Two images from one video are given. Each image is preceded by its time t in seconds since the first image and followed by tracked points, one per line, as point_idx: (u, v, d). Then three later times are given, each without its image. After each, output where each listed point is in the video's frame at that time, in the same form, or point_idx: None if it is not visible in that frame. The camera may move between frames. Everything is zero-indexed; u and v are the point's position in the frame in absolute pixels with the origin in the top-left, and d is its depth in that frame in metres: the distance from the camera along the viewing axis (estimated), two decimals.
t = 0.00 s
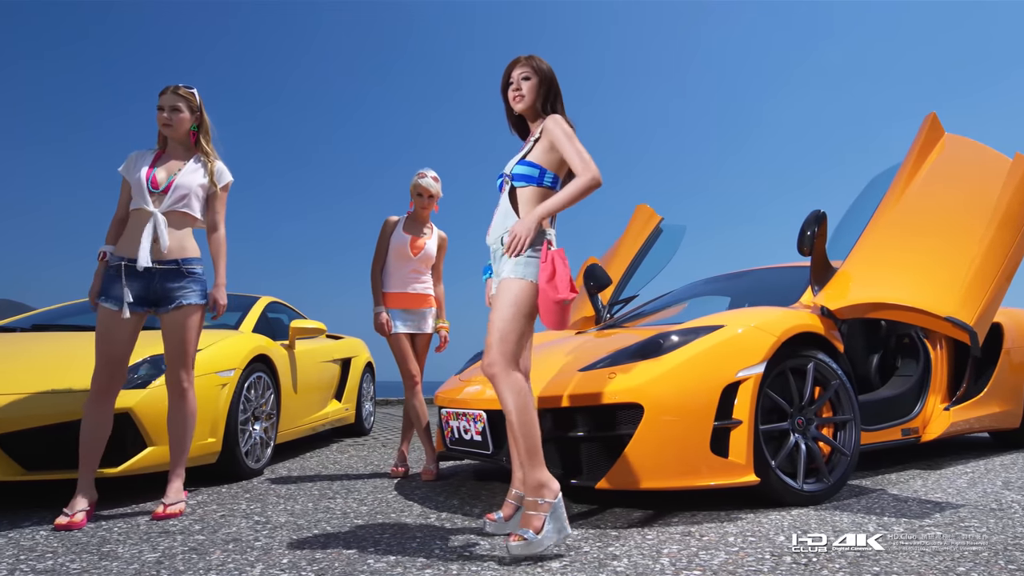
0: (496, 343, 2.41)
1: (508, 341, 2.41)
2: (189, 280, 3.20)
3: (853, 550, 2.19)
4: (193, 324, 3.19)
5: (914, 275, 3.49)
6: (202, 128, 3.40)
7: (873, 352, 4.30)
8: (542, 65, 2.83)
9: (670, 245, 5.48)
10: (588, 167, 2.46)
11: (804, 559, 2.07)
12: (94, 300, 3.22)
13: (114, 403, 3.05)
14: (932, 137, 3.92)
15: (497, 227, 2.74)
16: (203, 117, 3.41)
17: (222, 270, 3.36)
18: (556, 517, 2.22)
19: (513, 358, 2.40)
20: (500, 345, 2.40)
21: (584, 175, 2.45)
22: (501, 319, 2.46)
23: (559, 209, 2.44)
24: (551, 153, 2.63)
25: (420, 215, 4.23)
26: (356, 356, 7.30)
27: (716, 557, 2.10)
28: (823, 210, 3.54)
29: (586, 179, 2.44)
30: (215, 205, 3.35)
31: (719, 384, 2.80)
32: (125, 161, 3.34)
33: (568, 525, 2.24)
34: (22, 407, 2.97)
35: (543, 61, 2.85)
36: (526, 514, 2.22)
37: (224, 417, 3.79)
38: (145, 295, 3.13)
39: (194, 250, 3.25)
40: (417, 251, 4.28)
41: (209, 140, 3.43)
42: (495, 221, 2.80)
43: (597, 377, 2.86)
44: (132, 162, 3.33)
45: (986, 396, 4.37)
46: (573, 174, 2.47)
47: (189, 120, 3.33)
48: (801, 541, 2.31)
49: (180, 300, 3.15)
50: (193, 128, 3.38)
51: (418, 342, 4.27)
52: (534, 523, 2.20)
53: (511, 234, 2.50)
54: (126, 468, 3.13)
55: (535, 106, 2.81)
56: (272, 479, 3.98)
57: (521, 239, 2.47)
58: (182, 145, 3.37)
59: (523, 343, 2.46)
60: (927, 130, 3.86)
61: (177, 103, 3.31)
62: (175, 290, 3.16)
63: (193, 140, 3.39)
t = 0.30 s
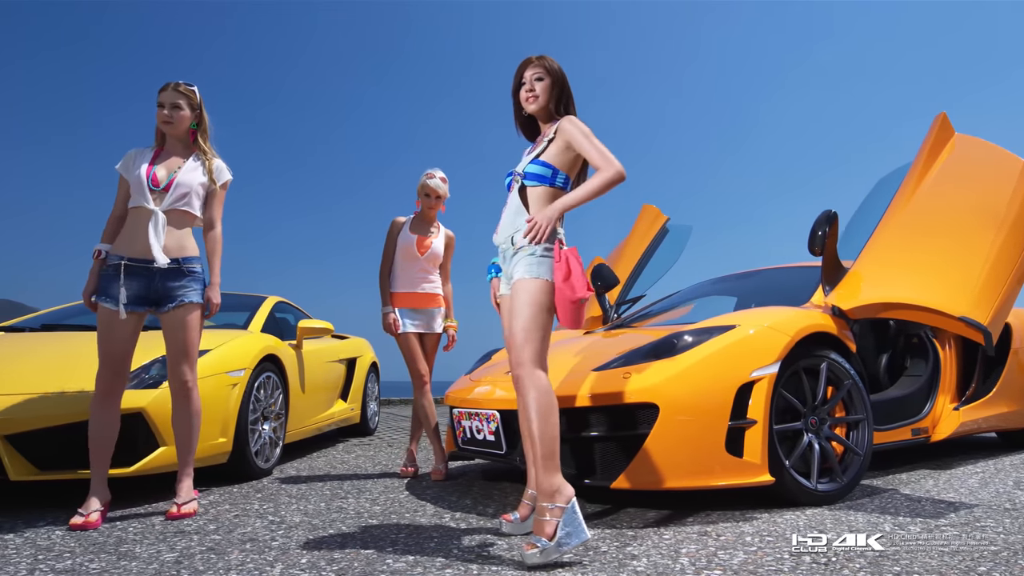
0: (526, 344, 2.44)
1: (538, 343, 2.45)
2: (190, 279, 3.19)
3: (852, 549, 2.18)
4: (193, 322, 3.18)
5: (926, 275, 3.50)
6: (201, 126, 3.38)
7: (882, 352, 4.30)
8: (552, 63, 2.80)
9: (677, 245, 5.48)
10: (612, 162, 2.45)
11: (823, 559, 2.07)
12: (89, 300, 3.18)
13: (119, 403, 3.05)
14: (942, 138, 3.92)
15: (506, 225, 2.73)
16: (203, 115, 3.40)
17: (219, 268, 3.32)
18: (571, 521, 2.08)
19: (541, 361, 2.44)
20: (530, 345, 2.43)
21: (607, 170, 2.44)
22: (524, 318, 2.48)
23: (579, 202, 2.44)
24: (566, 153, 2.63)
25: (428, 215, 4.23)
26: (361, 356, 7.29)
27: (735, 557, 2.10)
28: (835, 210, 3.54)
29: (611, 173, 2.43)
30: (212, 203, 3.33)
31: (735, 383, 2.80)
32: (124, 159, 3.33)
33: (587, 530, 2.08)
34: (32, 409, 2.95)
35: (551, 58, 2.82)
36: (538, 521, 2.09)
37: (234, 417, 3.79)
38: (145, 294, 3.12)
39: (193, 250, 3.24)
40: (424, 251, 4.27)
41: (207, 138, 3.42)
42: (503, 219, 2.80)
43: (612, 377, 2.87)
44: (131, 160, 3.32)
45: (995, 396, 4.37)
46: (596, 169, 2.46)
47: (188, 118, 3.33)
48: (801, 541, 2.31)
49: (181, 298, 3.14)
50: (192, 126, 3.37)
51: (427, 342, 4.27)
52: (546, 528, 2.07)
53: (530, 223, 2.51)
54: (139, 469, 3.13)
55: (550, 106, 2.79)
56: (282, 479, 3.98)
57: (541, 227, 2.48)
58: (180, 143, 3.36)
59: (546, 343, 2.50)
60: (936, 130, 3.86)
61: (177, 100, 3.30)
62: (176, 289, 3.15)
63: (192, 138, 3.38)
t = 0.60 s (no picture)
0: (545, 347, 2.47)
1: (556, 346, 2.48)
2: (192, 279, 3.17)
3: (853, 549, 2.19)
4: (194, 321, 3.14)
5: (937, 275, 3.50)
6: (201, 125, 3.37)
7: (891, 352, 4.30)
8: (561, 61, 2.77)
9: (683, 245, 5.48)
10: (633, 155, 2.46)
11: (843, 559, 2.07)
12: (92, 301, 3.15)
13: (126, 404, 3.04)
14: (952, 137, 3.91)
15: (519, 225, 2.72)
16: (203, 115, 3.39)
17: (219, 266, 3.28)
18: (591, 522, 2.08)
19: (560, 365, 2.47)
20: (548, 348, 2.46)
21: (629, 163, 2.45)
22: (542, 319, 2.51)
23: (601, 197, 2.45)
24: (580, 152, 2.62)
25: (434, 215, 4.22)
26: (366, 356, 7.28)
27: (754, 556, 2.10)
28: (846, 210, 3.54)
29: (632, 166, 2.45)
30: (214, 201, 3.31)
31: (749, 382, 2.80)
32: (122, 158, 3.30)
33: (607, 531, 2.09)
34: (45, 408, 2.96)
35: (561, 55, 2.79)
36: (557, 522, 2.09)
37: (245, 417, 3.79)
38: (147, 294, 3.09)
39: (195, 250, 3.23)
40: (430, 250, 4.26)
41: (206, 137, 3.40)
42: (516, 219, 2.79)
43: (627, 377, 2.89)
44: (129, 160, 3.28)
45: (1004, 396, 4.37)
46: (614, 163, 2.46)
47: (189, 116, 3.31)
48: (801, 541, 2.32)
49: (183, 298, 3.12)
50: (192, 125, 3.35)
51: (435, 342, 4.26)
52: (565, 529, 2.07)
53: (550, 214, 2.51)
54: (152, 468, 3.11)
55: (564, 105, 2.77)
56: (293, 479, 3.98)
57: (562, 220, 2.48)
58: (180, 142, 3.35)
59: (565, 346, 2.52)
60: (947, 129, 3.86)
61: (179, 99, 3.28)
62: (178, 288, 3.12)
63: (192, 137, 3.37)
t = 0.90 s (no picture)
0: (560, 347, 2.47)
1: (572, 346, 2.48)
2: (198, 280, 3.17)
3: (867, 549, 2.18)
4: (195, 322, 3.12)
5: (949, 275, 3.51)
6: (204, 124, 3.32)
7: (900, 352, 4.30)
8: (572, 61, 2.75)
9: (689, 245, 5.48)
10: (650, 152, 2.49)
11: (862, 559, 2.06)
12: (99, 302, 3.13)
13: (136, 404, 3.03)
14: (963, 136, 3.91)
15: (533, 224, 2.72)
16: (206, 114, 3.35)
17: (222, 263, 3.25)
18: (609, 521, 2.08)
19: (576, 365, 2.47)
20: (564, 347, 2.46)
21: (647, 160, 2.48)
22: (557, 318, 2.51)
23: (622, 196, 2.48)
24: (597, 152, 2.63)
25: (441, 215, 4.22)
26: (371, 356, 7.28)
27: (773, 556, 2.10)
28: (856, 210, 3.54)
29: (651, 163, 2.48)
30: (218, 200, 3.30)
31: (764, 382, 2.81)
32: (124, 159, 3.26)
33: (625, 531, 2.09)
34: (59, 407, 2.96)
35: (571, 55, 2.77)
36: (575, 521, 2.09)
37: (255, 417, 3.79)
38: (154, 294, 3.08)
39: (200, 250, 3.22)
40: (437, 249, 4.25)
41: (209, 136, 3.36)
42: (529, 219, 2.78)
43: (642, 377, 2.89)
44: (133, 160, 3.25)
45: (1013, 396, 4.37)
46: (633, 161, 2.49)
47: (193, 116, 3.27)
48: (800, 541, 2.32)
49: (190, 299, 3.11)
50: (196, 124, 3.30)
51: (443, 342, 4.25)
52: (583, 527, 2.07)
53: (569, 211, 2.59)
54: (165, 468, 3.10)
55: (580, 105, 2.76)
56: (303, 479, 3.99)
57: (581, 217, 2.56)
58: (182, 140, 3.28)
59: (580, 345, 2.53)
60: (959, 129, 3.86)
61: (183, 98, 3.24)
62: (186, 288, 3.13)
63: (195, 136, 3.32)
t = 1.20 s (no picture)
0: (575, 347, 2.47)
1: (587, 346, 2.48)
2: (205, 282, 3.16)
3: (886, 548, 2.18)
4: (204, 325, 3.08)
5: (959, 276, 3.52)
6: (209, 124, 3.30)
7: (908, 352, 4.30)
8: (585, 63, 2.75)
9: (695, 245, 5.48)
10: (664, 155, 2.51)
11: (881, 558, 2.07)
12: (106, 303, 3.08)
13: (146, 405, 3.01)
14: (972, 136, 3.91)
15: (546, 225, 2.72)
16: (211, 115, 3.34)
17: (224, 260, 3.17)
18: (626, 520, 2.08)
19: (591, 364, 2.47)
20: (578, 347, 2.46)
21: (662, 164, 2.50)
22: (571, 318, 2.52)
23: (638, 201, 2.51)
24: (614, 155, 2.64)
25: (447, 215, 4.21)
26: (375, 355, 7.28)
27: (792, 555, 2.11)
28: (867, 210, 3.54)
29: (665, 166, 2.50)
30: (225, 200, 3.28)
31: (778, 382, 2.81)
32: (130, 160, 3.24)
33: (644, 529, 2.08)
34: (72, 407, 2.96)
35: (585, 57, 2.77)
36: (594, 521, 2.09)
37: (266, 417, 3.79)
38: (162, 295, 3.06)
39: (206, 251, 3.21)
40: (444, 249, 4.24)
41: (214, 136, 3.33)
42: (544, 218, 2.78)
43: (655, 377, 2.89)
44: (138, 161, 3.23)
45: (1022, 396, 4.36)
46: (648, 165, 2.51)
47: (198, 115, 3.25)
48: (801, 541, 2.31)
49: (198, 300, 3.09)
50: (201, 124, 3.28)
51: (450, 342, 4.22)
52: (602, 527, 2.07)
53: (583, 212, 2.62)
54: (179, 468, 3.08)
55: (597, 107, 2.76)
56: (312, 479, 3.99)
57: (594, 219, 2.59)
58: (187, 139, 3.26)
59: (595, 345, 2.53)
60: (968, 129, 3.85)
61: (189, 96, 3.22)
62: (194, 290, 3.11)
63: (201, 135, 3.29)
